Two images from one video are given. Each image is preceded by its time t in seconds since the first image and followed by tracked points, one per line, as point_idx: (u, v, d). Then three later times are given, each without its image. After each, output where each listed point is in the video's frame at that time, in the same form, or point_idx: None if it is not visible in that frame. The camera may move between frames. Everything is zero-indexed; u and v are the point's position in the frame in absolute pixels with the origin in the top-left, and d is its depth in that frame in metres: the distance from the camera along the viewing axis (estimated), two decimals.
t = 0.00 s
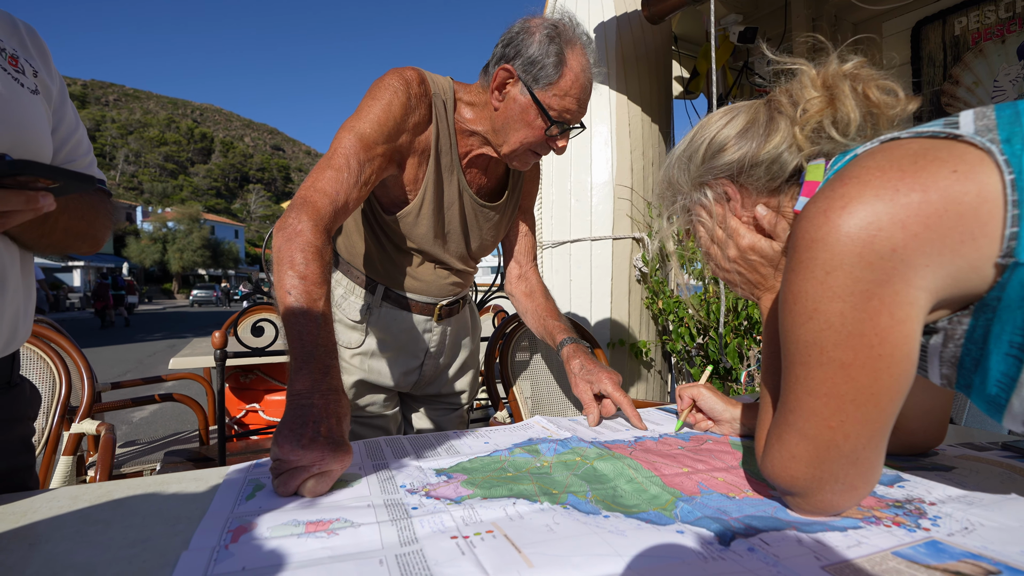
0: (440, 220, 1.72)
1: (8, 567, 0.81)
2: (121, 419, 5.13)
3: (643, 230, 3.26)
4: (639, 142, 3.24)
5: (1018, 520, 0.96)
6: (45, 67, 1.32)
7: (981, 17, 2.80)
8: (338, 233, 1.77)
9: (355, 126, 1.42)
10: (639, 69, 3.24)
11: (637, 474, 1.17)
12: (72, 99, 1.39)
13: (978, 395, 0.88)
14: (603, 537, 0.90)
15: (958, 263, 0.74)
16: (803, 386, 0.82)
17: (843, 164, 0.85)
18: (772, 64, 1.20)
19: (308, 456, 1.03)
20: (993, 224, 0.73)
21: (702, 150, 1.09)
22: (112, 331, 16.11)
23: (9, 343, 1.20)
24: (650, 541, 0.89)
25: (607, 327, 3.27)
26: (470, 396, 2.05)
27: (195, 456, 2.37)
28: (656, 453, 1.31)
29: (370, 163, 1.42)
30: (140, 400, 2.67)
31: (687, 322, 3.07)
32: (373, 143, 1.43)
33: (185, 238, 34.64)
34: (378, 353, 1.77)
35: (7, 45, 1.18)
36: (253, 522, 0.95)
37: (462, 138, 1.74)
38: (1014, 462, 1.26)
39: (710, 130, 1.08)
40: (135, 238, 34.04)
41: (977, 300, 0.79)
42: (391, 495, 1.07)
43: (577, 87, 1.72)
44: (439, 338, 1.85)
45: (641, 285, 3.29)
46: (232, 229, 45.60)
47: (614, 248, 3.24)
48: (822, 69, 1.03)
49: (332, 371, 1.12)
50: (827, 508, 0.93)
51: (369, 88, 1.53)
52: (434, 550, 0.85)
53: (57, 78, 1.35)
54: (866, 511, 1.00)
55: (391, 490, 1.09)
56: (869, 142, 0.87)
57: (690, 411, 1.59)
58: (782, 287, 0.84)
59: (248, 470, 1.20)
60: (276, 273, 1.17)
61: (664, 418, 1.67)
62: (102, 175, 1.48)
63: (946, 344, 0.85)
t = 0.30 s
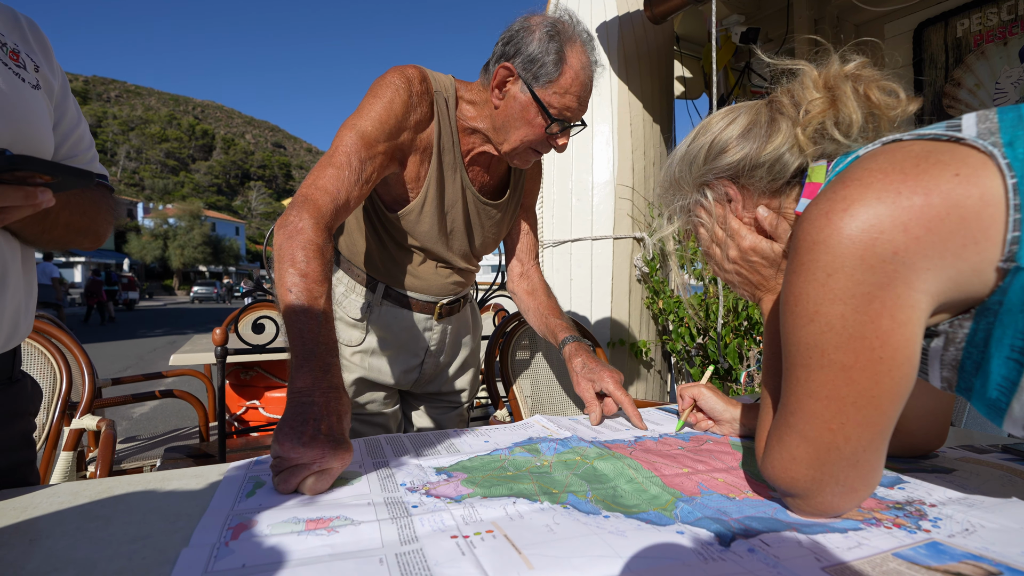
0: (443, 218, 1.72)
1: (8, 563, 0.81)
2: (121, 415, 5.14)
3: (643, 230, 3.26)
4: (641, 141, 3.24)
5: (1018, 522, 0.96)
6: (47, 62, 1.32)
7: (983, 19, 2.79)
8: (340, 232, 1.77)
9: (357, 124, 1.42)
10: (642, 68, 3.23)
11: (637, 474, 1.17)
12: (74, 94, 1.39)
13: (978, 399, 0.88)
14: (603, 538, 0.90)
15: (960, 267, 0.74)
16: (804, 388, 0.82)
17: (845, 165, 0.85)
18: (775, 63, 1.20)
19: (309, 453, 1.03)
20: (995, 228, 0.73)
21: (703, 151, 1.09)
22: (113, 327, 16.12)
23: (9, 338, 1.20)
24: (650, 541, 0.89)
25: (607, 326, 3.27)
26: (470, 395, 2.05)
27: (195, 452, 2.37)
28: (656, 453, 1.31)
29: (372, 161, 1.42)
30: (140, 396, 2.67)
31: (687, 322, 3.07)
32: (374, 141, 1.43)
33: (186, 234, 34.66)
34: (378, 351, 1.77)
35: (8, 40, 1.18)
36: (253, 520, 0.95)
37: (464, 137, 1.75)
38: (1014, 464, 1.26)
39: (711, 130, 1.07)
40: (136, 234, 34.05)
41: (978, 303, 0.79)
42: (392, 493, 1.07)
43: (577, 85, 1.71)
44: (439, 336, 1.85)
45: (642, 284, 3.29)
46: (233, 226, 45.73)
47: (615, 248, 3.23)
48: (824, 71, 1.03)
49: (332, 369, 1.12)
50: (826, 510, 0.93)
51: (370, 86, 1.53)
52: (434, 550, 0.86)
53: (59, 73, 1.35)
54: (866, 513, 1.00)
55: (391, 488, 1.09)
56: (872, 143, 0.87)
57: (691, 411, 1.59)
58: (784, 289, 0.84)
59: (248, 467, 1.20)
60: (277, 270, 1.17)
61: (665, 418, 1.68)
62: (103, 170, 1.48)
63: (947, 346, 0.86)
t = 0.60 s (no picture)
0: (445, 216, 1.72)
1: (6, 559, 0.81)
2: (121, 411, 5.15)
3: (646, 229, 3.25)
4: (643, 140, 3.23)
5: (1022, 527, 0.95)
6: (48, 56, 1.31)
7: (990, 19, 2.77)
8: (341, 230, 1.76)
9: (359, 121, 1.41)
10: (644, 67, 3.22)
11: (638, 475, 1.17)
12: (74, 89, 1.39)
13: (990, 404, 0.87)
14: (604, 538, 0.89)
15: (979, 273, 0.74)
16: (814, 393, 0.82)
17: (860, 162, 0.85)
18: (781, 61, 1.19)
19: (309, 451, 1.03)
20: (1016, 233, 0.73)
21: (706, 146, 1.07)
22: (114, 324, 16.14)
23: (8, 333, 1.19)
24: (651, 541, 0.89)
25: (609, 326, 3.26)
26: (471, 393, 2.04)
27: (195, 449, 2.37)
28: (657, 454, 1.31)
29: (374, 158, 1.41)
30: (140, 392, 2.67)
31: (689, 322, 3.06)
32: (376, 138, 1.42)
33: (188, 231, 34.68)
34: (380, 349, 1.76)
35: (8, 34, 1.18)
36: (252, 518, 0.94)
37: (466, 134, 1.73)
38: (1018, 467, 1.25)
39: (715, 125, 1.05)
40: (138, 230, 34.07)
41: (995, 309, 0.79)
42: (391, 492, 1.06)
43: (577, 83, 1.71)
44: (440, 334, 1.84)
45: (644, 284, 3.28)
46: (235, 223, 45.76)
47: (617, 247, 3.22)
48: (832, 59, 1.03)
49: (333, 367, 1.11)
50: (831, 513, 0.93)
51: (373, 82, 1.52)
52: (434, 549, 0.85)
53: (59, 68, 1.34)
54: (870, 516, 1.00)
55: (391, 487, 1.09)
56: (889, 138, 0.88)
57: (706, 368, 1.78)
58: (796, 293, 0.83)
59: (247, 464, 1.19)
60: (278, 267, 1.17)
61: (667, 418, 1.67)
62: (104, 166, 1.47)
63: (960, 352, 0.85)
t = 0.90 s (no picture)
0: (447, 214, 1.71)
1: (3, 557, 0.80)
2: (123, 409, 5.17)
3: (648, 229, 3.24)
4: (646, 140, 3.22)
5: None
6: (48, 52, 1.31)
7: (994, 19, 2.75)
8: (343, 228, 1.76)
9: (362, 119, 1.41)
10: (647, 67, 3.21)
11: (639, 475, 1.16)
12: (74, 85, 1.39)
13: (1000, 410, 0.87)
14: (604, 539, 0.89)
15: (991, 276, 0.73)
16: (818, 396, 0.81)
17: (870, 162, 0.85)
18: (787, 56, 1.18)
19: (309, 450, 1.03)
20: None
21: (711, 142, 1.07)
22: (117, 322, 16.18)
23: (6, 329, 1.20)
24: (651, 542, 0.88)
25: (610, 326, 3.26)
26: (472, 393, 2.04)
27: (195, 447, 2.38)
28: (658, 454, 1.30)
29: (377, 157, 1.41)
30: (142, 390, 2.68)
31: (691, 322, 3.06)
32: (379, 136, 1.42)
33: (190, 230, 34.74)
34: (381, 347, 1.76)
35: (7, 29, 1.18)
36: (251, 517, 0.94)
37: (468, 133, 1.73)
38: (1020, 469, 1.25)
39: (721, 122, 1.05)
40: (140, 229, 34.13)
41: (1010, 313, 0.79)
42: (391, 491, 1.06)
43: (577, 82, 1.69)
44: (442, 333, 1.84)
45: (645, 284, 3.27)
46: (237, 222, 45.84)
47: (619, 247, 3.22)
48: (843, 54, 1.02)
49: (334, 366, 1.11)
50: (833, 516, 0.92)
51: (376, 80, 1.52)
52: (433, 549, 0.85)
53: (59, 64, 1.34)
54: (871, 518, 0.99)
55: (391, 486, 1.08)
56: (898, 138, 0.87)
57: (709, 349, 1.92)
58: (803, 294, 0.82)
59: (247, 463, 1.19)
60: (280, 265, 1.16)
61: (668, 418, 1.67)
62: (104, 162, 1.47)
63: (971, 357, 0.84)
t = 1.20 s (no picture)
0: (451, 218, 1.72)
1: (6, 560, 0.80)
2: (125, 412, 5.18)
3: (650, 232, 3.24)
4: (648, 143, 3.22)
5: None
6: (51, 56, 1.32)
7: (996, 22, 2.74)
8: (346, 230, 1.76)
9: (367, 123, 1.41)
10: (649, 70, 3.22)
11: (642, 479, 1.16)
12: (78, 89, 1.39)
13: (1007, 415, 0.87)
14: (606, 544, 0.88)
15: (1000, 281, 0.73)
16: (824, 400, 0.81)
17: (876, 166, 0.85)
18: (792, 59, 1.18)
19: (311, 454, 1.03)
20: None
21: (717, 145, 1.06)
22: (119, 324, 16.22)
23: (8, 332, 1.20)
24: (653, 547, 0.88)
25: (612, 329, 3.25)
26: (474, 396, 2.04)
27: (197, 451, 2.38)
28: (661, 458, 1.30)
29: (381, 160, 1.41)
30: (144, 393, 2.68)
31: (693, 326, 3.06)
32: (384, 140, 1.42)
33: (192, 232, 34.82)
34: (384, 350, 1.76)
35: (11, 33, 1.18)
36: (253, 520, 0.94)
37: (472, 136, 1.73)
38: None
39: (727, 124, 1.04)
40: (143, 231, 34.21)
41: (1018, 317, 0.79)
42: (393, 495, 1.06)
43: (574, 86, 1.69)
44: (445, 336, 1.84)
45: (647, 288, 3.26)
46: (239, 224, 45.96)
47: (621, 250, 3.22)
48: (850, 57, 1.02)
49: (337, 370, 1.11)
50: (837, 520, 0.92)
51: (380, 85, 1.53)
52: (436, 553, 0.85)
53: (62, 67, 1.35)
54: (875, 522, 0.99)
55: (394, 490, 1.08)
56: (906, 142, 0.87)
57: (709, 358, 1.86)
58: (809, 299, 0.82)
59: (250, 467, 1.19)
60: (285, 268, 1.16)
61: (670, 422, 1.67)
62: (107, 165, 1.48)
63: (978, 362, 0.84)
